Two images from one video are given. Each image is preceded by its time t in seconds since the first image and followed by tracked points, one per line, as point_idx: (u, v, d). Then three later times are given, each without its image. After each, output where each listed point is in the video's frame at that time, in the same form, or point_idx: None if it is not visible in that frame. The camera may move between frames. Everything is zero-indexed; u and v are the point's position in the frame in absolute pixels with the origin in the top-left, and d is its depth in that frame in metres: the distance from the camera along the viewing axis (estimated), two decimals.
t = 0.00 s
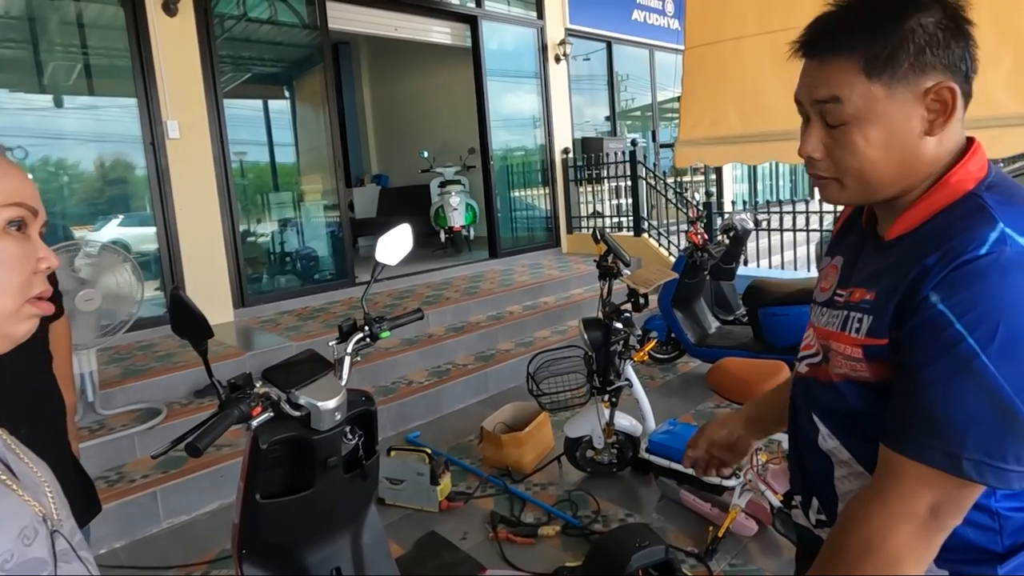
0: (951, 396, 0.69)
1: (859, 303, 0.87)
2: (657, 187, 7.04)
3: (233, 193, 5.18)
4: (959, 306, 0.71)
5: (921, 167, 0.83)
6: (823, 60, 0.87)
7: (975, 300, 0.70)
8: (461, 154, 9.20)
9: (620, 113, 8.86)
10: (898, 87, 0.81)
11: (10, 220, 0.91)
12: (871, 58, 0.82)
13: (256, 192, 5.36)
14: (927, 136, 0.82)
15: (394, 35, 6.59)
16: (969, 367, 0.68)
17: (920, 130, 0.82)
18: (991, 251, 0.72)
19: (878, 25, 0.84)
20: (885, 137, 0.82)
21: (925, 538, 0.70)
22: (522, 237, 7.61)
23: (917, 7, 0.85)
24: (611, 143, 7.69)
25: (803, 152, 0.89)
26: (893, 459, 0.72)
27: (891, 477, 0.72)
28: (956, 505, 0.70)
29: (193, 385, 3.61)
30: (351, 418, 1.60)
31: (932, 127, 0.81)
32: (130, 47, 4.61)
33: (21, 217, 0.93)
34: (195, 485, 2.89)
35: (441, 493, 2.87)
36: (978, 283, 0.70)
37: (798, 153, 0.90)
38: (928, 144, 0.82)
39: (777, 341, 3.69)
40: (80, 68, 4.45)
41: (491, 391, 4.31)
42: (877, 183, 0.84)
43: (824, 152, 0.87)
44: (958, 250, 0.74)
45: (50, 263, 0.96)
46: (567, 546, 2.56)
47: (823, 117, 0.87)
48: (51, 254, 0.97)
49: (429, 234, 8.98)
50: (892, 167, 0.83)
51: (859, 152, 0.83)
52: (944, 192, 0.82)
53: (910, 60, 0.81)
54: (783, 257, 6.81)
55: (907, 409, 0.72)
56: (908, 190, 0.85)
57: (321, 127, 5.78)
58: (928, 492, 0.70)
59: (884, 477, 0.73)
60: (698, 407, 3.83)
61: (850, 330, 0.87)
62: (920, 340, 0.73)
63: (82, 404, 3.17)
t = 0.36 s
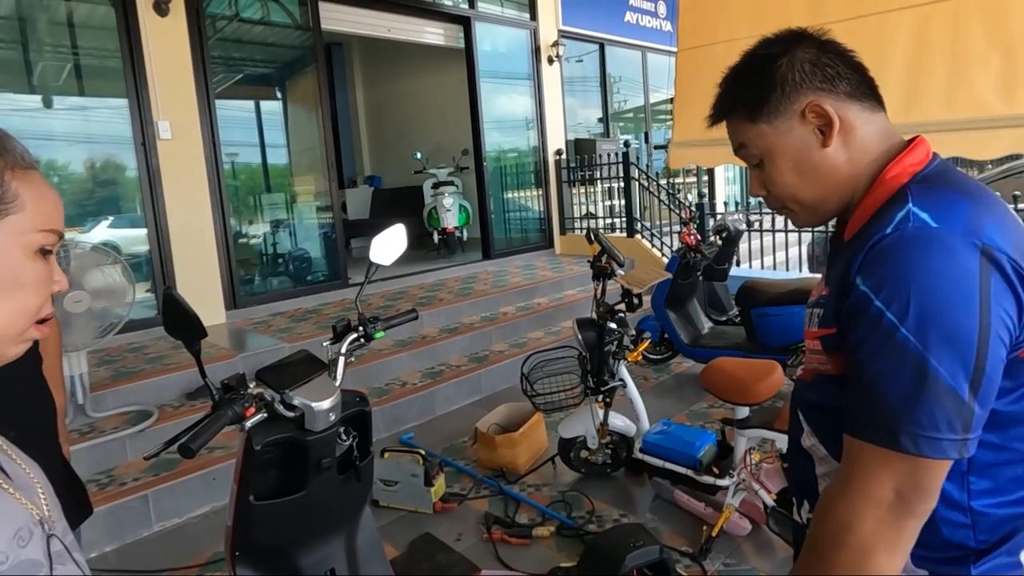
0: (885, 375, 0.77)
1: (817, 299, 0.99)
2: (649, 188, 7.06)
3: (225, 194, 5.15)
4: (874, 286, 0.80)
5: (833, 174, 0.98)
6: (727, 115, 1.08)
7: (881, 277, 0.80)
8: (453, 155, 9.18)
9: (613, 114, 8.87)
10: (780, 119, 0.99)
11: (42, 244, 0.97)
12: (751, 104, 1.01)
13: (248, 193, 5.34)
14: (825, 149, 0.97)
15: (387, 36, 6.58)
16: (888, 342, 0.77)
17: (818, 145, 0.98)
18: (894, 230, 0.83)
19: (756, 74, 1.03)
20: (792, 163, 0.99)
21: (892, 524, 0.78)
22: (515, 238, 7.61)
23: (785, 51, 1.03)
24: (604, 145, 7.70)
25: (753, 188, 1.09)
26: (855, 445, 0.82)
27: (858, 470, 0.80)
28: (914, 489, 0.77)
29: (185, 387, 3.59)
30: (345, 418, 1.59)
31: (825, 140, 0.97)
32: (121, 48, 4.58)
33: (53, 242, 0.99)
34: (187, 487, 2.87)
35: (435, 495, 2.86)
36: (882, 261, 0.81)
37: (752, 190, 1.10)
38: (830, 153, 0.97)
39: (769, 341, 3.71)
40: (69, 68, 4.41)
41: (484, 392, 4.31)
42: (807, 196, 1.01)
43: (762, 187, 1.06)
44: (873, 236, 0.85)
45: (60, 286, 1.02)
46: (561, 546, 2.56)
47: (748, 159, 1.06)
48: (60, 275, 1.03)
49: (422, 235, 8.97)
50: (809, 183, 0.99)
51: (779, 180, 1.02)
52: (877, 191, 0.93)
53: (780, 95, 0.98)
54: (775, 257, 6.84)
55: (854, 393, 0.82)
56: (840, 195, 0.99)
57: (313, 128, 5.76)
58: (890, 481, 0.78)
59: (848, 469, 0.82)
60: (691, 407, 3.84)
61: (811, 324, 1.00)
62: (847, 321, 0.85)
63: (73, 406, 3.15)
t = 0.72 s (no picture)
0: (881, 374, 0.81)
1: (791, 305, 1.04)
2: (645, 188, 7.07)
3: (220, 194, 5.14)
4: (848, 290, 0.85)
5: (799, 181, 1.07)
6: (692, 141, 1.17)
7: (854, 279, 0.85)
8: (450, 155, 9.19)
9: (608, 114, 8.88)
10: (743, 136, 1.08)
11: (71, 256, 0.98)
12: (714, 125, 1.11)
13: (243, 193, 5.33)
14: (787, 159, 1.06)
15: (384, 35, 6.59)
16: (876, 340, 0.81)
17: (781, 156, 1.07)
18: (856, 235, 0.88)
19: (716, 97, 1.13)
20: (760, 176, 1.09)
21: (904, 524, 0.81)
22: (511, 238, 7.62)
23: (740, 74, 1.13)
24: (600, 145, 7.72)
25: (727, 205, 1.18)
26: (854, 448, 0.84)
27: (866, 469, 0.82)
28: (920, 484, 0.80)
29: (181, 387, 3.59)
30: (345, 417, 1.60)
31: (786, 151, 1.06)
32: (117, 48, 4.57)
33: (80, 255, 1.00)
34: (184, 487, 2.87)
35: (433, 494, 2.86)
36: (851, 264, 0.86)
37: (725, 207, 1.19)
38: (792, 163, 1.07)
39: (764, 340, 3.74)
40: (64, 67, 4.40)
41: (481, 391, 4.32)
42: (777, 205, 1.10)
43: (734, 203, 1.15)
44: (837, 241, 0.91)
45: (76, 299, 1.02)
46: (559, 545, 2.56)
47: (720, 179, 1.15)
48: (78, 289, 1.03)
49: (418, 235, 8.97)
50: (777, 192, 1.09)
51: (750, 193, 1.11)
52: (840, 192, 1.01)
53: (739, 114, 1.08)
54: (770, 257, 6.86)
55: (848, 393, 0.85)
56: (807, 201, 1.08)
57: (310, 127, 5.75)
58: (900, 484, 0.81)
59: (854, 470, 0.84)
60: (687, 406, 3.86)
61: (787, 329, 1.05)
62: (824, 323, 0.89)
63: (70, 406, 3.14)
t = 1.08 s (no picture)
0: (839, 348, 0.96)
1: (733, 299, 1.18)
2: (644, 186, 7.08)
3: (220, 191, 5.15)
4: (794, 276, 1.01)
5: (723, 184, 1.22)
6: (625, 159, 1.32)
7: (800, 266, 1.01)
8: (449, 153, 9.19)
9: (607, 112, 8.87)
10: (671, 150, 1.23)
11: (84, 250, 0.98)
12: (645, 143, 1.25)
13: (242, 190, 5.33)
14: (712, 165, 1.21)
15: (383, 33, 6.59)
16: (828, 317, 0.97)
17: (706, 166, 1.22)
18: (793, 224, 1.05)
19: (643, 117, 1.27)
20: (690, 184, 1.23)
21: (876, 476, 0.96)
22: (510, 235, 7.62)
23: (661, 95, 1.29)
24: (599, 142, 7.73)
25: (663, 214, 1.31)
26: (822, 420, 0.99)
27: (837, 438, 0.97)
28: (883, 445, 0.96)
29: (181, 383, 3.59)
30: (348, 412, 1.60)
31: (710, 159, 1.21)
32: (116, 45, 4.57)
33: (92, 249, 1.01)
34: (185, 483, 2.87)
35: (434, 489, 2.87)
36: (795, 250, 1.02)
37: (662, 217, 1.33)
38: (717, 171, 1.22)
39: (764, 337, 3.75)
40: (63, 64, 4.40)
41: (481, 388, 4.33)
42: (706, 210, 1.25)
43: (670, 212, 1.29)
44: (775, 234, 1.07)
45: (88, 293, 1.03)
46: (559, 540, 2.58)
47: (655, 191, 1.29)
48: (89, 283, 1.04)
49: (417, 233, 8.95)
50: (705, 198, 1.24)
51: (684, 199, 1.25)
52: (763, 192, 1.17)
53: (665, 131, 1.23)
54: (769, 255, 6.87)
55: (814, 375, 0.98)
56: (733, 204, 1.24)
57: (308, 124, 5.75)
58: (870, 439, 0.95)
59: (822, 443, 0.98)
60: (686, 403, 3.87)
61: (732, 322, 1.19)
62: (778, 309, 1.04)
63: (70, 402, 3.14)
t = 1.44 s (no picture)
0: (783, 331, 0.97)
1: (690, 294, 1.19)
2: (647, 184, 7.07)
3: (224, 190, 5.14)
4: (747, 261, 1.02)
5: (676, 190, 1.22)
6: (576, 172, 1.30)
7: (752, 257, 1.01)
8: (451, 151, 9.19)
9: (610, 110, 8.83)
10: (624, 159, 1.21)
11: (90, 235, 0.97)
12: (598, 155, 1.23)
13: (244, 188, 5.32)
14: (663, 172, 1.21)
15: (385, 30, 6.58)
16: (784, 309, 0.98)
17: (659, 173, 1.21)
18: (747, 215, 1.07)
19: (593, 129, 1.26)
20: (643, 193, 1.22)
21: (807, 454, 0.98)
22: (513, 233, 7.62)
23: (609, 107, 1.29)
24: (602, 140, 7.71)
25: (618, 224, 1.30)
26: (764, 400, 0.99)
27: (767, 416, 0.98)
28: (820, 425, 0.98)
29: (185, 380, 3.59)
30: (356, 407, 1.60)
31: (660, 166, 1.21)
32: (119, 43, 4.56)
33: (100, 234, 1.00)
34: (189, 480, 2.87)
35: (439, 486, 2.87)
36: (746, 242, 1.04)
37: (618, 228, 1.31)
38: (669, 178, 1.21)
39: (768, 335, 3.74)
40: (66, 61, 4.39)
41: (483, 386, 4.32)
42: (662, 217, 1.24)
43: (625, 222, 1.27)
44: (731, 225, 1.08)
45: (98, 279, 1.02)
46: (564, 537, 2.57)
47: (608, 203, 1.28)
48: (100, 270, 1.03)
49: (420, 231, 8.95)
50: (660, 205, 1.22)
51: (638, 208, 1.24)
52: (715, 193, 1.17)
53: (617, 142, 1.22)
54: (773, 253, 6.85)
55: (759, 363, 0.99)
56: (685, 210, 1.23)
57: (311, 122, 5.73)
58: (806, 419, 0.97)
59: (763, 420, 0.98)
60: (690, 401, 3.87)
61: (692, 317, 1.19)
62: (734, 296, 1.04)
63: (74, 399, 3.13)
